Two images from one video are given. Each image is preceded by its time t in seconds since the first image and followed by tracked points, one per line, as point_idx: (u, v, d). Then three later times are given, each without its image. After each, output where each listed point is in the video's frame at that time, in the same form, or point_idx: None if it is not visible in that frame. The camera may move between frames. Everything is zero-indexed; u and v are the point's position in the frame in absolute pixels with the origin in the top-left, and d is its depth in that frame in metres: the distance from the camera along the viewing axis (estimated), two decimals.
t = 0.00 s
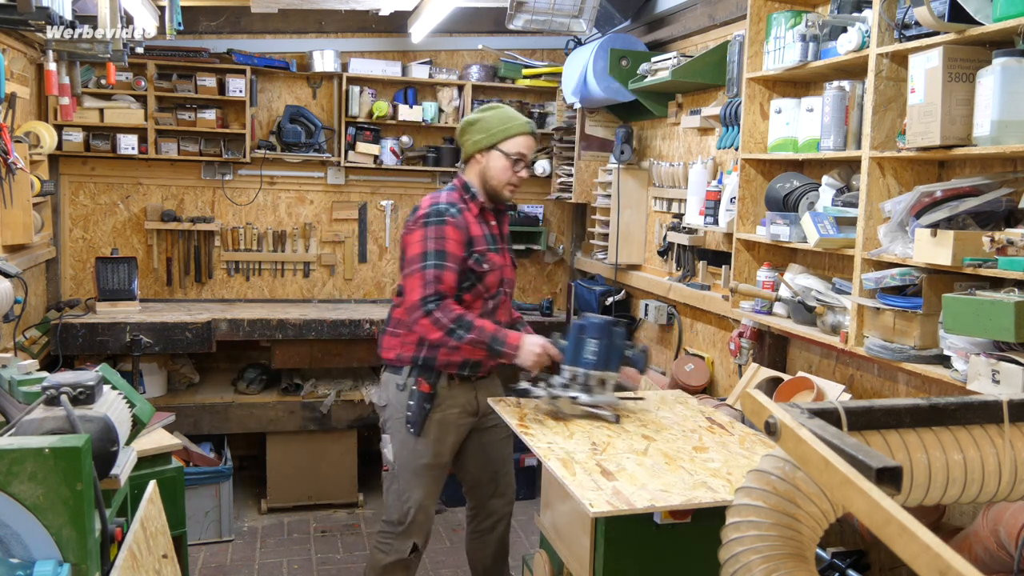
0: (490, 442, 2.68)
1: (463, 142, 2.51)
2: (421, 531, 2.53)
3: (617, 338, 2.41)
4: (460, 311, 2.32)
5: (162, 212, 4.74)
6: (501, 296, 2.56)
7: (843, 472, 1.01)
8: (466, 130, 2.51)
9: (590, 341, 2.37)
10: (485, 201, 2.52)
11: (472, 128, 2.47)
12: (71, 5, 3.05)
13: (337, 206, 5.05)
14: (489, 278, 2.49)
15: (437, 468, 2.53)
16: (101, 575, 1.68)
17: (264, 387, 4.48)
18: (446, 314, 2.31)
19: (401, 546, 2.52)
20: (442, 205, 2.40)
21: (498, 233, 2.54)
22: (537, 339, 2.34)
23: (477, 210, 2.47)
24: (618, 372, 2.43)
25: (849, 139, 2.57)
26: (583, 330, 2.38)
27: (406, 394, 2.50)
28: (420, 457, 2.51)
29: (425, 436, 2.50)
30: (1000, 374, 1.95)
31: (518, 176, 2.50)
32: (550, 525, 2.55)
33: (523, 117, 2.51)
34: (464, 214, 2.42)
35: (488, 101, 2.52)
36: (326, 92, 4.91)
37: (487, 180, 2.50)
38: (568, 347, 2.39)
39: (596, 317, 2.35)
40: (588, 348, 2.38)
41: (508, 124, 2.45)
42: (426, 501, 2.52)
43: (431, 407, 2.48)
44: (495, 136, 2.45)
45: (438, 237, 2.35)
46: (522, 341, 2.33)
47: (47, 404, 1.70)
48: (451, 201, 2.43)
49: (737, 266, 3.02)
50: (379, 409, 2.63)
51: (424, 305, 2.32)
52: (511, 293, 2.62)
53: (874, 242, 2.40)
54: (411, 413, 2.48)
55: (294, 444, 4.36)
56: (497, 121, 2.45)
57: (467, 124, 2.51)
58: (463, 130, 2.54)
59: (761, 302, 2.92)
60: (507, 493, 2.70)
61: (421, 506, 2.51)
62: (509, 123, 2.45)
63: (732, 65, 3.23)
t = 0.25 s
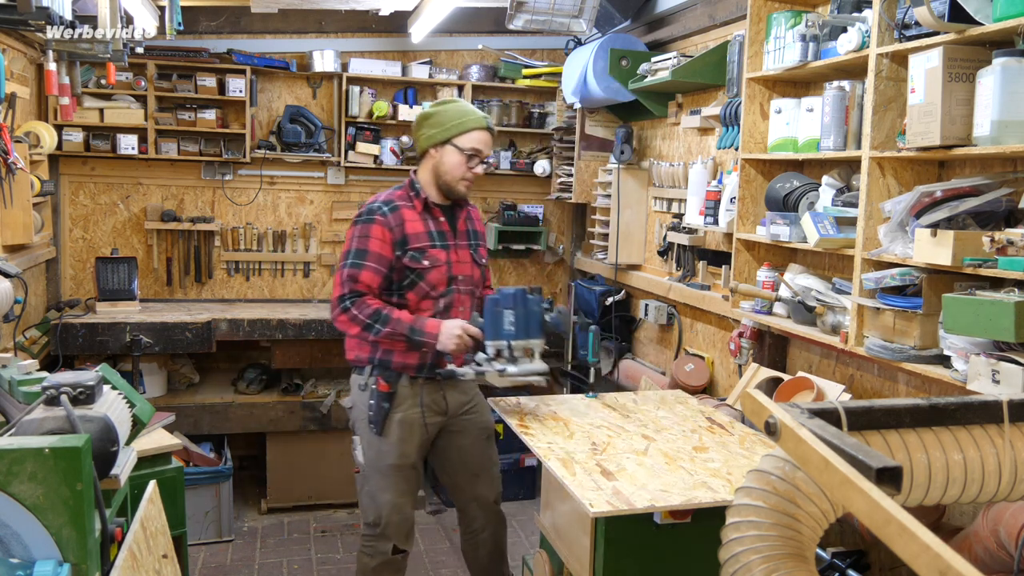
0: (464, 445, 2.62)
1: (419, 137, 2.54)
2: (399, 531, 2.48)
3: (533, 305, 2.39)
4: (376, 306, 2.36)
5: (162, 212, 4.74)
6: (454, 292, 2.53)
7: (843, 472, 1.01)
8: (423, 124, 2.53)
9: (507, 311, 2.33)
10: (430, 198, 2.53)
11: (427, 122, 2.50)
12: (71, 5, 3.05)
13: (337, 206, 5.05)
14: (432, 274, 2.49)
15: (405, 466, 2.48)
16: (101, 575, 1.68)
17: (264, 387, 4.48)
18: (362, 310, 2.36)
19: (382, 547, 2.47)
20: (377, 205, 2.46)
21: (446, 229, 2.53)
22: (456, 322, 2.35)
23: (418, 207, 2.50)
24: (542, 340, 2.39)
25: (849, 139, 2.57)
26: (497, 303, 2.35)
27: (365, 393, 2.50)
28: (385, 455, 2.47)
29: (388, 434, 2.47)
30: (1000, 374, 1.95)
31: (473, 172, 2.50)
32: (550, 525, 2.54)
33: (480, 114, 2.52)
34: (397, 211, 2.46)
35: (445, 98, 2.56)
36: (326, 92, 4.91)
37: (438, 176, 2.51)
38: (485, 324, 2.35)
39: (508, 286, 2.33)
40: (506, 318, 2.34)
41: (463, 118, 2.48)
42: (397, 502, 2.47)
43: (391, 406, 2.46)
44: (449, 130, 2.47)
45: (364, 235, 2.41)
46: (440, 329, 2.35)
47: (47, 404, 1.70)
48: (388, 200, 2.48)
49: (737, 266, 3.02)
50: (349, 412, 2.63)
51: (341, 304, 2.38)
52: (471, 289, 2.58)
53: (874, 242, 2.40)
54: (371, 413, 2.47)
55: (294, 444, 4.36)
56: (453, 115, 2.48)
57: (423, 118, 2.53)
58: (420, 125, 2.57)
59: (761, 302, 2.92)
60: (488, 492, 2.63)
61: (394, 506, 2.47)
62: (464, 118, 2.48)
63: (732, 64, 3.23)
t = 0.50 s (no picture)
0: (444, 447, 2.61)
1: (389, 133, 2.54)
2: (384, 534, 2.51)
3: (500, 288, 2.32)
4: (341, 306, 2.40)
5: (162, 212, 4.73)
6: (422, 290, 2.55)
7: (844, 472, 1.01)
8: (393, 120, 2.53)
9: (473, 298, 2.27)
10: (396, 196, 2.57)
11: (396, 118, 2.49)
12: (71, 5, 3.05)
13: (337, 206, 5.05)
14: (397, 272, 2.52)
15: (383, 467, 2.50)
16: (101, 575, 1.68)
17: (264, 387, 4.49)
18: (327, 311, 2.40)
19: (369, 546, 2.52)
20: (341, 205, 2.51)
21: (413, 226, 2.57)
22: (425, 308, 2.35)
23: (384, 206, 2.54)
24: (511, 324, 2.32)
25: (849, 139, 2.57)
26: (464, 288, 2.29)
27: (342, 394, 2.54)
28: (363, 458, 2.49)
29: (363, 437, 2.49)
30: (1000, 374, 1.95)
31: (442, 169, 2.50)
32: (550, 525, 2.55)
33: (448, 110, 2.51)
34: (361, 211, 2.50)
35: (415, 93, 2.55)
36: (326, 92, 4.91)
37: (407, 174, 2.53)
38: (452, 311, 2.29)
39: (473, 271, 2.28)
40: (473, 306, 2.28)
41: (431, 116, 2.47)
42: (378, 502, 2.50)
43: (365, 406, 2.48)
44: (416, 127, 2.47)
45: (327, 236, 2.44)
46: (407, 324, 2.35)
47: (47, 404, 1.70)
48: (353, 200, 2.52)
49: (737, 266, 3.02)
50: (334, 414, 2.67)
51: (308, 306, 2.43)
52: (441, 287, 2.60)
53: (874, 242, 2.40)
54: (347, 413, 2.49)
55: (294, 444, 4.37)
56: (421, 113, 2.48)
57: (393, 114, 2.53)
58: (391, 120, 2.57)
59: (761, 302, 2.92)
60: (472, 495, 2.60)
61: (375, 506, 2.50)
62: (433, 115, 2.47)
63: (732, 64, 3.23)
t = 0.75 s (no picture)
0: (445, 445, 2.61)
1: (388, 133, 2.54)
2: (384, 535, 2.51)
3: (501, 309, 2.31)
4: (337, 311, 2.40)
5: (162, 212, 4.73)
6: (419, 295, 2.56)
7: (844, 472, 1.01)
8: (392, 121, 2.53)
9: (472, 314, 2.25)
10: (394, 199, 2.57)
11: (395, 119, 2.49)
12: (71, 5, 3.05)
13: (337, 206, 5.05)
14: (394, 275, 2.52)
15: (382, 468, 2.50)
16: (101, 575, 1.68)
17: (264, 387, 4.48)
18: (323, 315, 2.40)
19: (369, 548, 2.51)
20: (338, 207, 2.51)
21: (410, 229, 2.57)
22: (422, 321, 2.36)
23: (381, 209, 2.54)
24: (508, 345, 2.29)
25: (849, 139, 2.57)
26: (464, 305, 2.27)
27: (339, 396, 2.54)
28: (363, 459, 2.50)
29: (363, 438, 2.49)
30: (1000, 374, 1.95)
31: (441, 172, 2.50)
32: (549, 525, 2.55)
33: (447, 112, 2.50)
34: (358, 213, 2.50)
35: (415, 93, 2.54)
36: (326, 92, 4.91)
37: (405, 176, 2.53)
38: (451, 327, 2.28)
39: (476, 288, 2.26)
40: (470, 323, 2.26)
41: (430, 118, 2.46)
42: (379, 503, 2.50)
43: (362, 409, 2.48)
44: (415, 130, 2.47)
45: (324, 238, 2.45)
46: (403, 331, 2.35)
47: (47, 404, 1.70)
48: (351, 201, 2.53)
49: (737, 266, 3.02)
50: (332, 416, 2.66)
51: (304, 309, 2.43)
52: (438, 291, 2.60)
53: (874, 242, 2.40)
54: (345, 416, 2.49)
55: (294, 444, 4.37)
56: (420, 114, 2.47)
57: (392, 114, 2.53)
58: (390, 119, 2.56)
59: (761, 302, 2.91)
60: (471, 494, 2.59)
61: (375, 508, 2.50)
62: (432, 117, 2.47)
63: (732, 64, 3.23)
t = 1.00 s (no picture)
0: (447, 451, 2.60)
1: (413, 136, 2.50)
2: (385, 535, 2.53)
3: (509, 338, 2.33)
4: (351, 318, 2.41)
5: (162, 212, 4.73)
6: (433, 303, 2.55)
7: (843, 472, 1.01)
8: (419, 124, 2.49)
9: (479, 341, 2.29)
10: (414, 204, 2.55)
11: (422, 123, 2.45)
12: (71, 5, 3.05)
13: (337, 206, 5.05)
14: (409, 282, 2.51)
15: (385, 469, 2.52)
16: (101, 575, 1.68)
17: (264, 387, 4.48)
18: (337, 320, 2.41)
19: (370, 547, 2.53)
20: (358, 209, 2.50)
21: (428, 236, 2.55)
22: (431, 341, 2.36)
23: (401, 213, 2.53)
24: (513, 374, 2.32)
25: (849, 139, 2.57)
26: (474, 330, 2.31)
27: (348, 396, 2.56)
28: (368, 459, 2.51)
29: (368, 438, 2.51)
30: (1000, 374, 1.95)
31: (465, 180, 2.46)
32: (549, 525, 2.55)
33: (476, 120, 2.46)
34: (378, 217, 2.49)
35: (444, 97, 2.50)
36: (326, 92, 4.91)
37: (427, 182, 2.50)
38: (459, 349, 2.32)
39: (486, 315, 2.29)
40: (477, 349, 2.29)
41: (459, 125, 2.43)
42: (382, 503, 2.53)
43: (370, 411, 2.49)
44: (443, 135, 2.43)
45: (342, 241, 2.44)
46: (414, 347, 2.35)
47: (47, 404, 1.70)
48: (371, 204, 2.52)
49: (737, 266, 3.02)
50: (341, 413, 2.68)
51: (319, 312, 2.43)
52: (452, 299, 2.59)
53: (874, 242, 2.40)
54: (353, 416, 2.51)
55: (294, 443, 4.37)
56: (449, 120, 2.43)
57: (419, 117, 2.49)
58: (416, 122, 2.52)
59: (761, 302, 2.91)
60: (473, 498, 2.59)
61: (378, 507, 2.52)
62: (461, 123, 2.43)
63: (732, 65, 3.23)
